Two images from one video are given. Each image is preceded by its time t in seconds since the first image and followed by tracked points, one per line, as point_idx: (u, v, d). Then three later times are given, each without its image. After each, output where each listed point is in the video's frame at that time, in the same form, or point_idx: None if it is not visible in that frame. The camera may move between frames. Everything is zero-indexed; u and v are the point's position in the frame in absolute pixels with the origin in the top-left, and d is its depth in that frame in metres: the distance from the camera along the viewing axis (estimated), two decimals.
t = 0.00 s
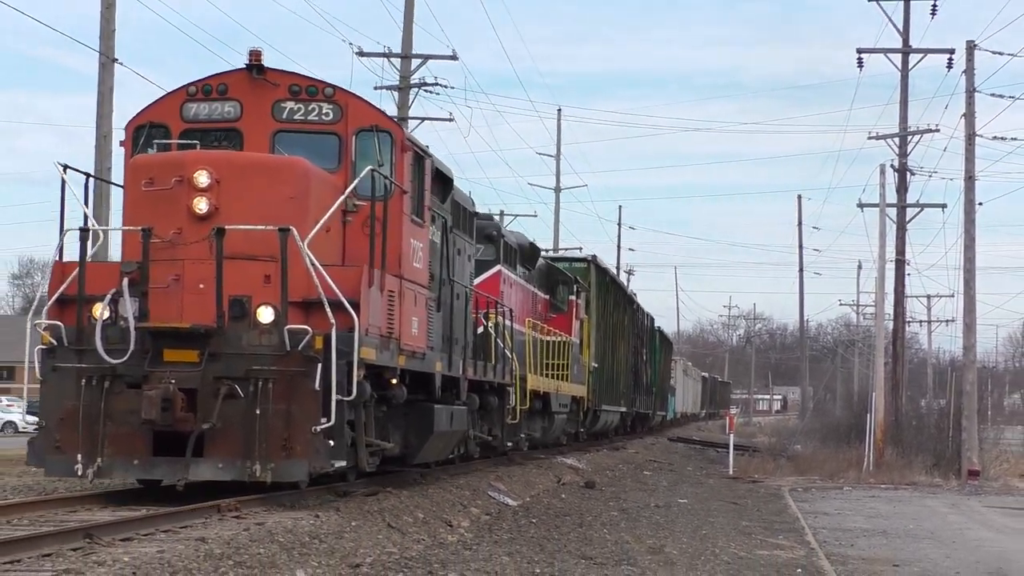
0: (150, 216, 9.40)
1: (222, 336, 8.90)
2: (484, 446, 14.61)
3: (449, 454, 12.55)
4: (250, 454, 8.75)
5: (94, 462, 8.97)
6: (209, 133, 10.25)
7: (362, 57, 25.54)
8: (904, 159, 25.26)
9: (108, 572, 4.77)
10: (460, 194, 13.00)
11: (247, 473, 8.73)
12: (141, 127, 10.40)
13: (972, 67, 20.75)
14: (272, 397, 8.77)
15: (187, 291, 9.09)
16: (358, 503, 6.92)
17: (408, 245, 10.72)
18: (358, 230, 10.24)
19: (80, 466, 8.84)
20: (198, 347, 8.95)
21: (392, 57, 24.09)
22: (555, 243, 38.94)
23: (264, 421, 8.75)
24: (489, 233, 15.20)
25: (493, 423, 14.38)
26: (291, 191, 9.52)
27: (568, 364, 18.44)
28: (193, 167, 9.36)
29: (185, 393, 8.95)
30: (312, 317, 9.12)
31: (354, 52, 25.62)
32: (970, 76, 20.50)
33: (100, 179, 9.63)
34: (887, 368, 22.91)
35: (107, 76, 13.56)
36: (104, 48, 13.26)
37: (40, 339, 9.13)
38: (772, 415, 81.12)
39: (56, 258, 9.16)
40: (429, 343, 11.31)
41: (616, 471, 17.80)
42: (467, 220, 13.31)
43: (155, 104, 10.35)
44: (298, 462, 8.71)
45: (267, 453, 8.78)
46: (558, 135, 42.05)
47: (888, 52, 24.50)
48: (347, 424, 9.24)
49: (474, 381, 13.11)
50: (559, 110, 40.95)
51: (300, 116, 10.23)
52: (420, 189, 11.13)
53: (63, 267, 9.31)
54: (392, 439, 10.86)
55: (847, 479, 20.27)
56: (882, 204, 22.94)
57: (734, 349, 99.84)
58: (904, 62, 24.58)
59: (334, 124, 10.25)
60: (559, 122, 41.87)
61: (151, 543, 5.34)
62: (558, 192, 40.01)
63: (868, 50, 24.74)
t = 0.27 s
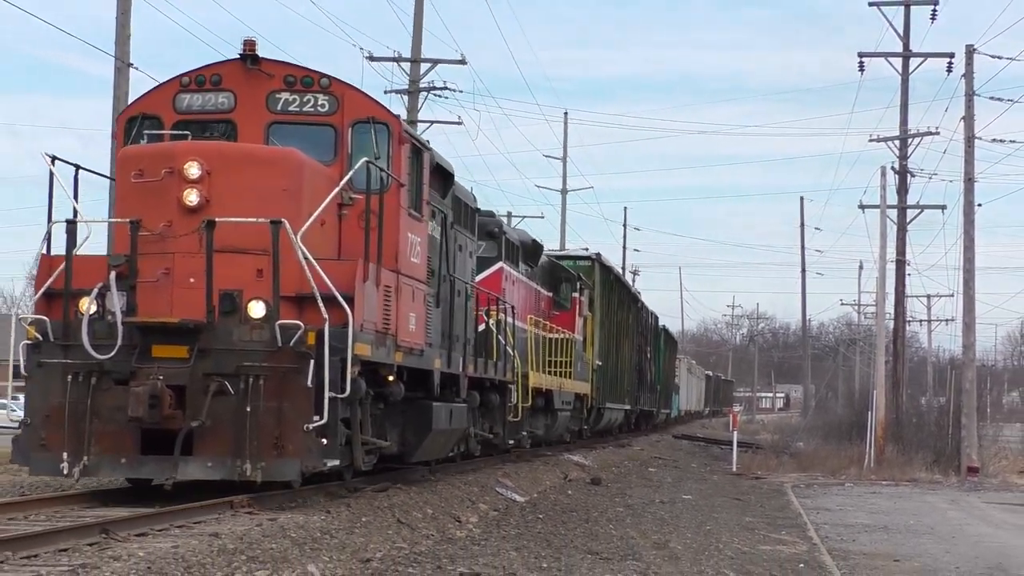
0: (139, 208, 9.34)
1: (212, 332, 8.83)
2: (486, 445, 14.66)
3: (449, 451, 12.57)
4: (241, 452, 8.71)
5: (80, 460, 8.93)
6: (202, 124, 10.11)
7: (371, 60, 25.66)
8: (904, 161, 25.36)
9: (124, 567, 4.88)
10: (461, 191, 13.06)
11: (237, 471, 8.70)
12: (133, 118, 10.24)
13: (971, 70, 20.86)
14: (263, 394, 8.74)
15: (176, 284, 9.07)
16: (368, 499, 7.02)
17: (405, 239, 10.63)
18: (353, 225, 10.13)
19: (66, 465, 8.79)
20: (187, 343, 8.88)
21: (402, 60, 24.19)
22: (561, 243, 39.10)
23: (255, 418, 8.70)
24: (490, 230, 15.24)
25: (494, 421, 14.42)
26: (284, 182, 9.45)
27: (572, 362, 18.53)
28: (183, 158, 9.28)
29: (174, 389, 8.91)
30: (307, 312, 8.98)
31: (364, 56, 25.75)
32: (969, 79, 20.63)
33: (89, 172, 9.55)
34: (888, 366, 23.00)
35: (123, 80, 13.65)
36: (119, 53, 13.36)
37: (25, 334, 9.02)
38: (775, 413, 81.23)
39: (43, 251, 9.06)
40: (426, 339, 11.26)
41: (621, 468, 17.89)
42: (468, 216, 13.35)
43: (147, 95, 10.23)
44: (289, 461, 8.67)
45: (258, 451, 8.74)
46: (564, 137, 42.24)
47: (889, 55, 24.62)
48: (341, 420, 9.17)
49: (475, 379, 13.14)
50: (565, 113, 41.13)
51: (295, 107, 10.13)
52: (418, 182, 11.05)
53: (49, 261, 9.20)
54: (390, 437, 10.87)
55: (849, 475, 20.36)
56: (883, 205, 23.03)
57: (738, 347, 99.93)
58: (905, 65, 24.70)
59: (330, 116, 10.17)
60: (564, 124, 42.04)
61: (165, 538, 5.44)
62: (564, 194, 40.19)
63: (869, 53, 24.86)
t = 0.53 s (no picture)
0: (127, 199, 9.05)
1: (201, 327, 8.62)
2: (489, 443, 14.70)
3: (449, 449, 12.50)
4: (230, 451, 8.48)
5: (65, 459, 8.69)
6: (193, 116, 9.88)
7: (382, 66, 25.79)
8: (904, 164, 25.49)
9: (140, 563, 5.00)
10: (462, 187, 13.06)
11: (226, 471, 8.46)
12: (123, 109, 10.00)
13: (970, 74, 20.99)
14: (253, 391, 8.49)
15: (165, 279, 8.81)
16: (379, 495, 7.11)
17: (403, 233, 10.39)
18: (349, 218, 9.91)
19: (50, 464, 8.56)
20: (176, 338, 8.63)
21: (412, 66, 24.31)
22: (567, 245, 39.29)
23: (244, 416, 8.48)
24: (492, 227, 15.37)
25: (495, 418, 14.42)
26: (277, 174, 9.18)
27: (575, 359, 18.61)
28: (173, 148, 8.97)
29: (161, 386, 8.66)
30: (300, 308, 8.81)
31: (375, 62, 25.88)
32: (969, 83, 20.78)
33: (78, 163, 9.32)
34: (888, 364, 23.11)
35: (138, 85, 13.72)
36: (135, 58, 13.43)
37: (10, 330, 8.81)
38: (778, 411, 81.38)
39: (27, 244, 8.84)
40: (424, 335, 11.04)
41: (626, 464, 17.97)
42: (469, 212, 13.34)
43: (139, 85, 9.96)
44: (280, 460, 8.46)
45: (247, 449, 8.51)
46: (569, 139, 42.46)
47: (889, 60, 24.78)
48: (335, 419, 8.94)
49: (475, 377, 13.13)
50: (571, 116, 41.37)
51: (290, 97, 9.90)
52: (416, 174, 10.81)
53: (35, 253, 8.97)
54: (388, 434, 10.75)
55: (851, 472, 20.46)
56: (883, 207, 23.16)
57: (742, 346, 100.07)
58: (906, 70, 24.85)
59: (326, 106, 9.96)
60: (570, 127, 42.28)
61: (180, 533, 5.55)
62: (570, 196, 40.39)
63: (870, 58, 25.02)
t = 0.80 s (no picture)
0: (113, 191, 8.77)
1: (187, 322, 8.28)
2: (491, 441, 14.74)
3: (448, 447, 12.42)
4: (217, 449, 8.06)
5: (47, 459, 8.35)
6: (184, 107, 9.62)
7: (397, 74, 25.91)
8: (904, 166, 25.60)
9: (155, 557, 5.14)
10: (463, 184, 13.07)
11: (213, 470, 8.08)
12: (114, 100, 9.75)
13: (969, 78, 21.13)
14: (241, 387, 8.13)
15: (152, 273, 8.53)
16: (389, 492, 7.23)
17: (396, 227, 10.10)
18: (344, 210, 9.63)
19: (31, 462, 8.22)
20: (161, 334, 8.30)
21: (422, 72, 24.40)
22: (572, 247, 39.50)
23: (231, 414, 8.10)
24: (494, 225, 15.45)
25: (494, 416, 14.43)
26: (266, 165, 8.88)
27: (579, 357, 18.70)
28: (159, 139, 8.69)
29: (146, 383, 8.31)
30: (290, 302, 8.55)
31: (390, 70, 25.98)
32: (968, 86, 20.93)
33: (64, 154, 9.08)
34: (889, 362, 23.23)
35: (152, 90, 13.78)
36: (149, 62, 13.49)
37: None
38: (781, 409, 81.54)
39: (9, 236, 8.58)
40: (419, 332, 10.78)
41: (630, 462, 18.04)
42: (470, 208, 13.36)
43: (128, 75, 9.70)
44: (268, 459, 8.07)
45: (235, 449, 8.12)
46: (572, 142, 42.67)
47: (889, 64, 24.94)
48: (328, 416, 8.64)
49: (475, 375, 13.14)
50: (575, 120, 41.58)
51: (281, 88, 9.58)
52: (411, 168, 10.60)
53: (19, 247, 8.73)
54: (387, 432, 10.60)
55: (852, 469, 20.57)
56: (884, 209, 23.28)
57: (745, 345, 100.24)
58: (905, 73, 25.00)
59: (318, 97, 9.63)
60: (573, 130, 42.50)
61: (195, 529, 5.68)
62: (575, 198, 40.57)
63: (870, 63, 25.18)
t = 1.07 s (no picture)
0: (94, 182, 8.46)
1: (170, 318, 8.02)
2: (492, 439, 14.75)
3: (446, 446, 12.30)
4: (200, 449, 7.86)
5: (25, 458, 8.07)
6: (171, 97, 9.35)
7: (405, 78, 26.01)
8: (903, 168, 25.72)
9: (167, 552, 5.27)
10: (462, 180, 13.05)
11: (197, 471, 7.84)
12: (99, 90, 9.48)
13: (967, 82, 21.25)
14: (225, 384, 7.89)
15: (136, 267, 8.20)
16: (398, 489, 7.34)
17: (389, 220, 9.86)
18: (335, 203, 9.37)
19: (9, 463, 7.94)
20: (144, 330, 8.00)
21: (431, 77, 24.49)
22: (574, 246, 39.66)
23: (216, 412, 7.85)
24: (495, 222, 15.55)
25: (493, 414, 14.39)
26: (253, 156, 8.60)
27: (580, 356, 18.81)
28: (142, 129, 8.39)
29: (127, 380, 8.03)
30: (277, 297, 8.38)
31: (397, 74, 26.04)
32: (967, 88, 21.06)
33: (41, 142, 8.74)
34: (889, 360, 23.34)
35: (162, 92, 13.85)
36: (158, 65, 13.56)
37: None
38: (782, 408, 81.70)
39: None
40: (412, 329, 10.56)
41: (632, 459, 18.13)
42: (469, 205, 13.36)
43: (114, 65, 9.41)
44: (253, 459, 7.84)
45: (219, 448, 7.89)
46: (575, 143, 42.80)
47: (888, 69, 25.05)
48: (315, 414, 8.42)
49: (473, 373, 13.11)
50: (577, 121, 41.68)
51: (271, 78, 9.32)
52: (406, 162, 10.39)
53: None
54: (383, 430, 10.44)
55: (851, 466, 20.69)
56: (883, 211, 23.39)
57: (746, 344, 100.41)
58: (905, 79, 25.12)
59: (308, 87, 9.38)
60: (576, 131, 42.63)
61: (208, 525, 5.80)
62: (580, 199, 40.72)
63: (870, 68, 25.30)
